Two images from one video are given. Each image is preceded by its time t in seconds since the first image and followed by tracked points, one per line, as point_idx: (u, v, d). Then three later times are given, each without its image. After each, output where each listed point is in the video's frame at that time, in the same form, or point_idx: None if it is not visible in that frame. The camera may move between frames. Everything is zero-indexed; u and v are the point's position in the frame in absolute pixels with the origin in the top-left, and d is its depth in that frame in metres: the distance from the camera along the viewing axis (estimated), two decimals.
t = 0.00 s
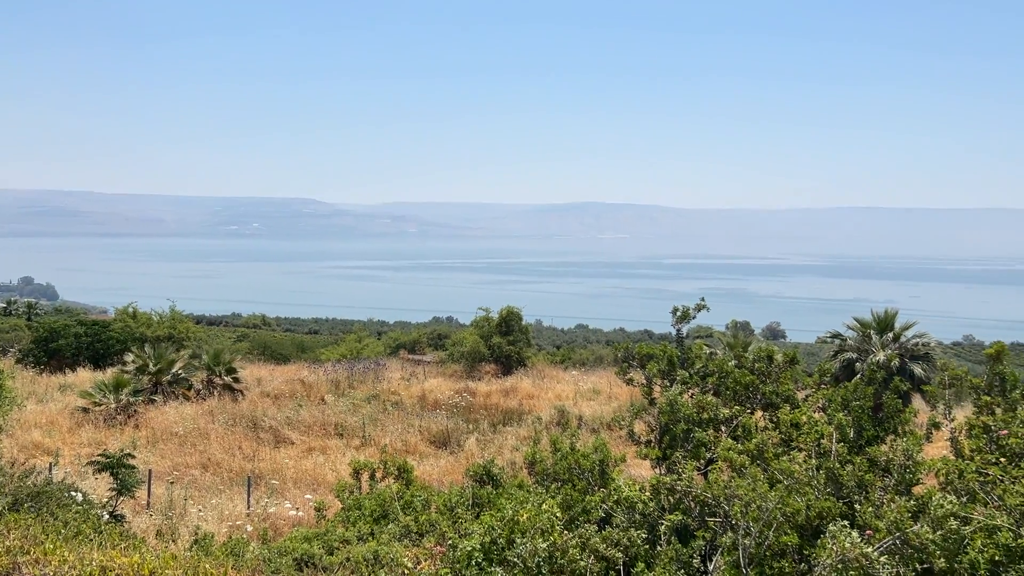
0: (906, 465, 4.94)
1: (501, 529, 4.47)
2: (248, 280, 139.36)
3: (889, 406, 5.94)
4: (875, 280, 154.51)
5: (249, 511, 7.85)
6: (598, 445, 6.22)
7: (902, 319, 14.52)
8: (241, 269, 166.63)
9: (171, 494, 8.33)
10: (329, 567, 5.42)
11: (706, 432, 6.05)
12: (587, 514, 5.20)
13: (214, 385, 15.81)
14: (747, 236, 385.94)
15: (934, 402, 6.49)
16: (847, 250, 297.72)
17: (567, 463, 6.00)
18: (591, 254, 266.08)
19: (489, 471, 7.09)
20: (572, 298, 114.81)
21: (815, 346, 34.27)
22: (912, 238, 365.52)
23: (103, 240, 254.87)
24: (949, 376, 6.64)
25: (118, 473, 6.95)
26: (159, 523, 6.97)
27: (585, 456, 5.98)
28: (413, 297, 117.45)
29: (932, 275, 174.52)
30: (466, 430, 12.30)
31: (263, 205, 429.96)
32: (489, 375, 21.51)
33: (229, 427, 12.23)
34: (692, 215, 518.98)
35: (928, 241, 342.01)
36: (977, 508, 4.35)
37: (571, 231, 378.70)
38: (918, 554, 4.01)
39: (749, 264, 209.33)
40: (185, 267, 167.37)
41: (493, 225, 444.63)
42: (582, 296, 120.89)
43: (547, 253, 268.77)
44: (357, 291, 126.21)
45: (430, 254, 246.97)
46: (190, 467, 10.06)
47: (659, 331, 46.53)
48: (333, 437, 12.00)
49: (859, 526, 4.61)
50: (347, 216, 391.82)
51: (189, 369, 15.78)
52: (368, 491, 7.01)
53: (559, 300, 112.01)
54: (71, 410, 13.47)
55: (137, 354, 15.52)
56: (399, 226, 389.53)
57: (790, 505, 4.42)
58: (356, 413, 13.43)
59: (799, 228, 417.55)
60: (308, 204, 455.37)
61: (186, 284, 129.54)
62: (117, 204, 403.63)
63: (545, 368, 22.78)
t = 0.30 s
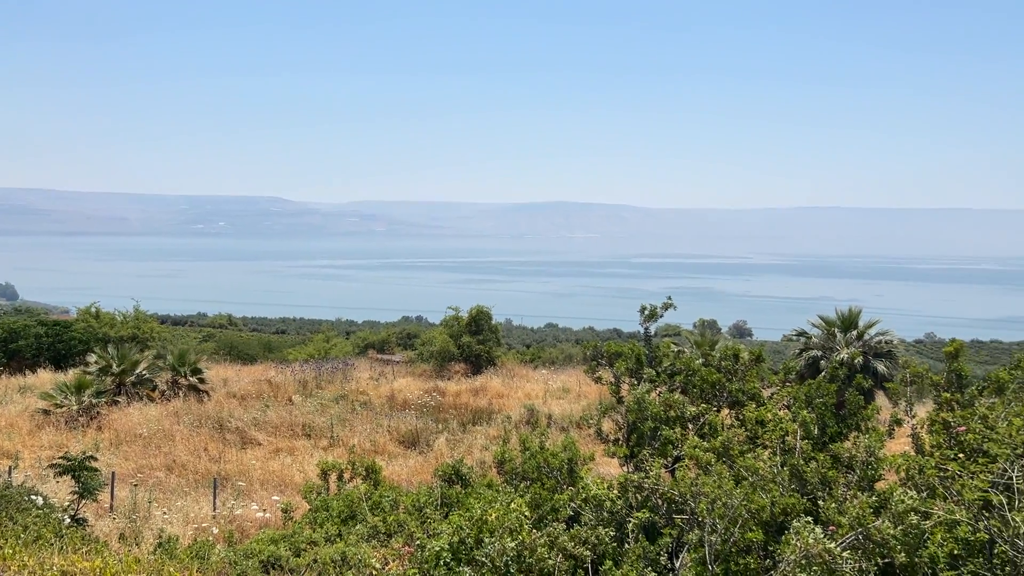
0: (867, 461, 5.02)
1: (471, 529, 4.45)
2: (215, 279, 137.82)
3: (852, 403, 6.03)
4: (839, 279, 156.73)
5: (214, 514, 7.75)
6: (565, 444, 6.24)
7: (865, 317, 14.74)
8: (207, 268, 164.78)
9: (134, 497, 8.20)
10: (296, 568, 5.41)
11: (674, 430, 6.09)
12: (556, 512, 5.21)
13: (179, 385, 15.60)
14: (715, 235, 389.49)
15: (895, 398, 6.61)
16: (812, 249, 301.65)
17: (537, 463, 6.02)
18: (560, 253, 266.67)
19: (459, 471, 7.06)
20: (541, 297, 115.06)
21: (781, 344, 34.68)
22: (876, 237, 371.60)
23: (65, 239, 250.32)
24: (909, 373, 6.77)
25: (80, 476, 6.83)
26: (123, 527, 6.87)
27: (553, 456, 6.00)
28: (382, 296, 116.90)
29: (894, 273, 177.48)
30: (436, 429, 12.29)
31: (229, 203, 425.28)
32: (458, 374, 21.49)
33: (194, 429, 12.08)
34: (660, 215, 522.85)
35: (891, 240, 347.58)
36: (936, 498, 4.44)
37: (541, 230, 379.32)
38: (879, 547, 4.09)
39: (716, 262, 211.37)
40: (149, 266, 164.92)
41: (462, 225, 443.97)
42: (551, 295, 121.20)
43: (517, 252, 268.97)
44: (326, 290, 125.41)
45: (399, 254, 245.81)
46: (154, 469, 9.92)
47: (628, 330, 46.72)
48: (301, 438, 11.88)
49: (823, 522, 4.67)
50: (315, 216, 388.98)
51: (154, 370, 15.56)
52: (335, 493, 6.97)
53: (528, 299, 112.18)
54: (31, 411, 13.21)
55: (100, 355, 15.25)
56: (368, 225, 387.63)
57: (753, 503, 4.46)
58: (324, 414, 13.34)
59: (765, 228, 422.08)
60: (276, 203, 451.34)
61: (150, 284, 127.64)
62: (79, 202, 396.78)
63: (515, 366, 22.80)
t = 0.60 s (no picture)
0: (829, 458, 5.08)
1: (437, 527, 4.44)
2: (180, 279, 136.06)
3: (814, 399, 6.11)
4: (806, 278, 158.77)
5: (179, 517, 7.64)
6: (535, 442, 6.26)
7: (828, 316, 14.95)
8: (174, 267, 162.81)
9: (98, 501, 8.07)
10: (262, 570, 5.36)
11: (641, 428, 6.13)
12: (523, 512, 5.22)
13: (144, 387, 15.36)
14: (684, 235, 392.51)
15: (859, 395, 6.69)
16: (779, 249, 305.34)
17: (505, 462, 6.03)
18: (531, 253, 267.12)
19: (427, 471, 7.06)
20: (511, 297, 115.12)
21: (748, 342, 35.17)
22: (841, 237, 376.98)
23: (26, 237, 245.57)
24: (870, 370, 6.89)
25: (41, 479, 6.70)
26: (85, 530, 6.76)
27: (523, 455, 6.02)
28: (351, 296, 116.25)
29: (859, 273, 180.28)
30: (405, 429, 12.24)
31: (196, 202, 420.18)
32: (428, 374, 21.42)
33: (160, 431, 11.91)
34: (629, 215, 525.77)
35: (856, 240, 352.56)
36: (896, 492, 4.50)
37: (511, 230, 379.61)
38: (841, 543, 4.13)
39: (685, 262, 213.08)
40: (113, 266, 162.38)
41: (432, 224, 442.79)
42: (521, 294, 121.33)
43: (487, 252, 268.81)
44: (294, 291, 124.36)
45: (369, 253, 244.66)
46: (118, 472, 9.77)
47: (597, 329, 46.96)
48: (268, 440, 11.78)
49: (786, 517, 4.73)
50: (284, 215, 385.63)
51: (118, 371, 15.32)
52: (303, 493, 6.91)
53: (497, 299, 112.19)
54: None
55: (62, 357, 15.01)
56: (337, 224, 385.14)
57: (718, 500, 4.51)
58: (292, 414, 13.23)
59: (734, 228, 426.19)
60: (243, 202, 446.78)
61: (115, 284, 125.65)
62: (41, 201, 389.56)
63: (484, 366, 22.80)
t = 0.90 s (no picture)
0: (788, 458, 5.17)
1: (404, 528, 4.44)
2: (146, 279, 134.04)
3: (779, 399, 6.19)
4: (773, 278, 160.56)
5: (144, 520, 7.52)
6: (502, 443, 6.28)
7: (795, 315, 15.13)
8: (139, 267, 160.33)
9: (60, 504, 7.94)
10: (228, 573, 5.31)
11: (608, 427, 6.17)
12: (492, 510, 5.22)
13: (107, 388, 15.11)
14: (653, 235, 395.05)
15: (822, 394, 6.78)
16: (747, 249, 308.61)
17: (473, 462, 6.04)
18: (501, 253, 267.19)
19: (396, 471, 7.03)
20: (481, 296, 114.99)
21: (715, 342, 35.54)
22: (807, 237, 381.90)
23: None
24: (834, 371, 6.99)
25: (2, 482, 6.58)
26: (46, 535, 6.64)
27: (490, 455, 6.04)
28: (320, 295, 115.40)
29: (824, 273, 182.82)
30: (374, 429, 12.19)
31: (161, 201, 414.40)
32: (397, 374, 21.32)
33: (124, 433, 11.73)
34: (598, 215, 528.11)
35: (822, 241, 357.47)
36: (853, 488, 4.62)
37: (482, 229, 379.40)
38: (801, 540, 4.19)
39: (654, 262, 214.54)
40: (76, 265, 159.54)
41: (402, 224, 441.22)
42: (491, 294, 121.28)
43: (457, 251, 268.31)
44: (262, 290, 123.15)
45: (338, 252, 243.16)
46: (80, 475, 9.61)
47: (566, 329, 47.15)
48: (235, 441, 11.66)
49: (749, 515, 4.77)
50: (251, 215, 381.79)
51: (80, 372, 15.06)
52: (268, 496, 6.85)
53: (467, 298, 111.98)
54: None
55: (22, 357, 14.72)
56: (306, 223, 382.11)
57: (684, 498, 4.55)
58: (259, 416, 13.11)
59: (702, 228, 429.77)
60: (210, 201, 441.49)
61: (79, 283, 123.46)
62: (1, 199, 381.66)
63: (454, 366, 22.77)
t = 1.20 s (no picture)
0: (753, 457, 5.22)
1: (371, 528, 4.43)
2: (110, 279, 131.84)
3: (744, 397, 6.23)
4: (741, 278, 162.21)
5: (108, 523, 7.41)
6: (470, 442, 6.29)
7: (761, 314, 15.31)
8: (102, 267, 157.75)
9: (20, 509, 7.78)
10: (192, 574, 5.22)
11: (575, 426, 6.20)
12: (460, 511, 5.19)
13: (70, 390, 14.87)
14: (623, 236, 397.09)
15: (786, 392, 6.86)
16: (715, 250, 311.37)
17: (442, 462, 6.02)
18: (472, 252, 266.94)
19: (363, 472, 7.00)
20: (451, 297, 114.77)
21: (683, 342, 35.89)
22: (774, 238, 386.54)
23: None
24: (798, 369, 7.08)
25: None
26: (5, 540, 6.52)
27: (458, 455, 6.07)
28: (288, 296, 114.35)
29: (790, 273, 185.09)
30: (343, 431, 12.13)
31: (126, 200, 408.11)
32: (366, 375, 21.21)
33: (87, 436, 11.54)
34: (568, 216, 529.84)
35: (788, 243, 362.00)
36: (819, 484, 4.69)
37: (452, 228, 378.68)
38: (766, 536, 4.22)
39: (623, 262, 215.73)
40: (37, 266, 156.45)
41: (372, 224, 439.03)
42: (461, 294, 121.14)
43: (427, 251, 267.40)
44: (229, 291, 121.71)
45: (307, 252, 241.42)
46: (41, 479, 9.44)
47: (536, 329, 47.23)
48: (201, 443, 11.54)
49: (713, 512, 4.80)
50: (218, 215, 377.46)
51: (42, 374, 14.81)
52: (235, 496, 6.79)
53: (437, 299, 111.62)
54: None
55: None
56: (274, 223, 378.57)
57: (649, 496, 4.59)
58: (226, 418, 12.97)
59: (672, 229, 432.81)
60: (176, 201, 435.72)
61: (40, 283, 121.05)
62: None
63: (424, 367, 22.68)
